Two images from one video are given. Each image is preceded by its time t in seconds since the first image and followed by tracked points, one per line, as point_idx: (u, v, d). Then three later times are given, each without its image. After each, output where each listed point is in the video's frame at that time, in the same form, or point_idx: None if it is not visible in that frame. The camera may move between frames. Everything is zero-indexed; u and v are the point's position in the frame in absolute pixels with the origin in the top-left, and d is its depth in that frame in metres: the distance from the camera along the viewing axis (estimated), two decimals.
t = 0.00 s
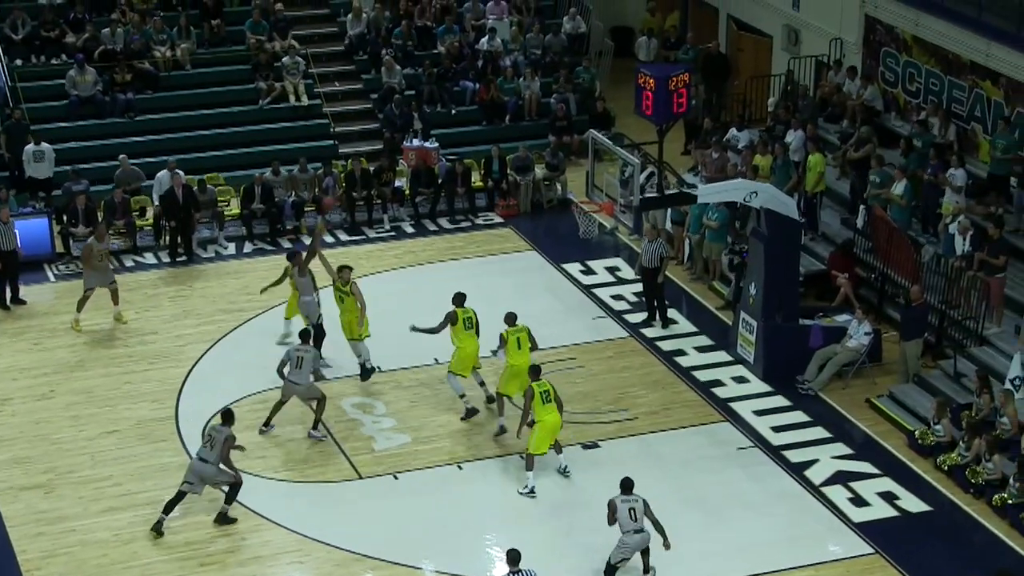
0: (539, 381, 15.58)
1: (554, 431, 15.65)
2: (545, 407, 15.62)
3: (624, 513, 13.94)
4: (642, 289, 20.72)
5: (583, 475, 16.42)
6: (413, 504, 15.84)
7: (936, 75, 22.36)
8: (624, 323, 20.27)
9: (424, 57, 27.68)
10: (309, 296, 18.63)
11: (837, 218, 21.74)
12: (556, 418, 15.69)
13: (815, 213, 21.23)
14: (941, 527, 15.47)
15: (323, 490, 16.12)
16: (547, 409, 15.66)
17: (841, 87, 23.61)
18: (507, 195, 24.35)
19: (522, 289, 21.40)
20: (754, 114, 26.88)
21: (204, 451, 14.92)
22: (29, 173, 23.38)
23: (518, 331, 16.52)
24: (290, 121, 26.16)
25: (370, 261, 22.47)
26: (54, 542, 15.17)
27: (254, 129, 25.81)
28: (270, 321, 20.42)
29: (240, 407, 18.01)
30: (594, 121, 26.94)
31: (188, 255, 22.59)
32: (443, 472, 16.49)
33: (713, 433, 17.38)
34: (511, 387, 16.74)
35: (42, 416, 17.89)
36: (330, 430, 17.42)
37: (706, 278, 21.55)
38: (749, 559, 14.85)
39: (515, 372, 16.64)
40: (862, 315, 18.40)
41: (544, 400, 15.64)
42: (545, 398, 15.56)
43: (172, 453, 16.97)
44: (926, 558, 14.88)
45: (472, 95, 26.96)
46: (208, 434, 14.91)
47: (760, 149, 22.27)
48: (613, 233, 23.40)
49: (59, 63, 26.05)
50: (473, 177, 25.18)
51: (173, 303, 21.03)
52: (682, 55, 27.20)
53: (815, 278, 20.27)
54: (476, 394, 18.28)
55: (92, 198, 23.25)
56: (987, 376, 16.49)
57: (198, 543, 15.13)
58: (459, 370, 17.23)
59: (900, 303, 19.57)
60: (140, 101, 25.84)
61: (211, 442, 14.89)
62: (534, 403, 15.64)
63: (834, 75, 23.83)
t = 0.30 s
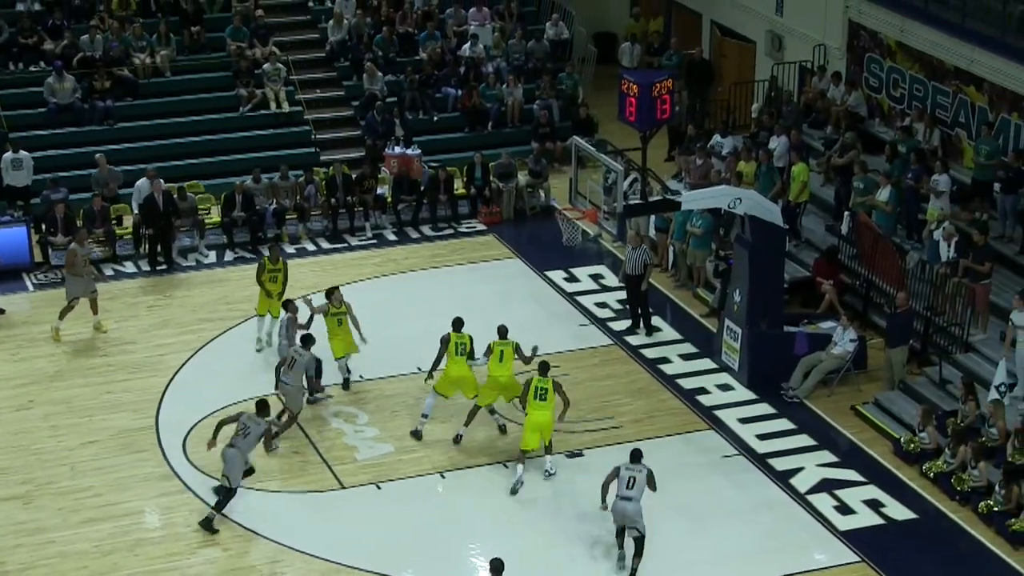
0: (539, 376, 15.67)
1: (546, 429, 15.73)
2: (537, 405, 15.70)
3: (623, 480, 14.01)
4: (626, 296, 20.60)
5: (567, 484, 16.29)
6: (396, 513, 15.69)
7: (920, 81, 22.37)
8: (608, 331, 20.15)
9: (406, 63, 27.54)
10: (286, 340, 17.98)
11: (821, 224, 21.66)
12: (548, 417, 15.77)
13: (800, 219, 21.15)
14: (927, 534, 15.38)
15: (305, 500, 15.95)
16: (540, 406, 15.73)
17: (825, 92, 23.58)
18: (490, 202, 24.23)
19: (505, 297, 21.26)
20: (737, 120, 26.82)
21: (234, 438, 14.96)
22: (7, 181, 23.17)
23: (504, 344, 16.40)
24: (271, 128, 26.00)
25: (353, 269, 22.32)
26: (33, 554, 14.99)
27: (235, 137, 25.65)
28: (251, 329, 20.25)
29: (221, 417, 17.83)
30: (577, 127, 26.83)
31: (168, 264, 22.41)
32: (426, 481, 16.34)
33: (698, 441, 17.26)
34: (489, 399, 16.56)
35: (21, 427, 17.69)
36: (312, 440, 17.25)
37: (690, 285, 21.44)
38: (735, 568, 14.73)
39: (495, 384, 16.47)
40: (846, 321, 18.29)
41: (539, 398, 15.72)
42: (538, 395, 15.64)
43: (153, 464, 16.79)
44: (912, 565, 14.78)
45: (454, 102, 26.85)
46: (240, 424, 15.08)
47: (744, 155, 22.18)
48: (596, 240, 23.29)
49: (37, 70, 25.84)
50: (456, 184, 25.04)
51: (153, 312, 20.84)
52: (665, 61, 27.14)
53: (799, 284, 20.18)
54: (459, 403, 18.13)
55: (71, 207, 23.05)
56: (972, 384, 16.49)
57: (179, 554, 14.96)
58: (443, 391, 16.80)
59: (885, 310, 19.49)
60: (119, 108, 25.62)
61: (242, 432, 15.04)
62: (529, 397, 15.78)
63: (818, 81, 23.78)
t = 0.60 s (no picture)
0: (542, 368, 15.99)
1: (550, 421, 15.95)
2: (538, 396, 16.00)
3: (621, 447, 14.77)
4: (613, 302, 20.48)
5: (554, 491, 16.15)
6: (382, 521, 15.54)
7: (908, 85, 22.32)
8: (595, 337, 20.03)
9: (391, 68, 27.40)
10: (238, 340, 17.68)
11: (809, 229, 21.59)
12: (551, 409, 15.99)
13: (787, 224, 21.06)
14: (916, 540, 15.29)
15: (290, 508, 15.80)
16: (544, 398, 16.00)
17: (812, 96, 23.53)
18: (476, 208, 24.11)
19: (491, 303, 21.12)
20: (724, 124, 26.75)
21: (280, 424, 15.35)
22: None
23: (513, 334, 16.63)
24: (255, 133, 25.84)
25: (337, 275, 22.17)
26: (14, 564, 14.81)
27: (218, 142, 25.49)
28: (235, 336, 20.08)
29: (205, 424, 17.67)
30: (563, 132, 26.72)
31: (152, 271, 22.23)
32: (412, 488, 16.20)
33: (685, 448, 17.14)
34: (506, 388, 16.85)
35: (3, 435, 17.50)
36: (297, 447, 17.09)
37: (678, 290, 21.33)
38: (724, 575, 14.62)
39: (508, 373, 16.73)
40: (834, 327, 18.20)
41: (541, 388, 16.01)
42: (540, 386, 15.95)
43: (136, 472, 16.62)
44: (902, 572, 14.68)
45: (439, 106, 26.74)
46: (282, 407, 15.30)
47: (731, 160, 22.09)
48: (583, 245, 23.17)
49: (19, 75, 25.63)
50: (442, 190, 24.91)
51: (137, 319, 20.67)
52: (652, 65, 27.07)
53: (787, 290, 20.08)
54: (445, 410, 17.98)
55: (53, 212, 22.85)
56: (961, 390, 16.32)
57: (163, 563, 14.80)
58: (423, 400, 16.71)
59: (873, 315, 19.42)
60: (101, 114, 25.47)
61: (287, 416, 15.30)
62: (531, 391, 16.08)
63: (804, 85, 23.70)
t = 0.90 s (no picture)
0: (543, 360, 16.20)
1: (557, 410, 16.24)
2: (544, 387, 16.23)
3: (619, 411, 15.50)
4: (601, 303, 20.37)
5: (542, 494, 16.04)
6: (369, 524, 15.41)
7: (896, 84, 22.24)
8: (584, 339, 19.92)
9: (377, 68, 27.26)
10: (179, 334, 17.52)
11: (799, 230, 21.51)
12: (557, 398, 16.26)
13: (776, 224, 20.97)
14: (906, 542, 15.20)
15: (277, 511, 15.66)
16: (549, 389, 16.26)
17: (801, 96, 23.45)
18: (463, 209, 23.98)
19: (478, 305, 21.00)
20: (713, 125, 26.66)
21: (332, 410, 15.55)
22: None
23: (514, 340, 16.55)
24: (240, 135, 25.69)
25: (324, 276, 22.03)
26: None
27: (203, 143, 25.33)
28: (221, 339, 19.93)
29: (190, 427, 17.52)
30: (550, 133, 26.60)
31: (136, 273, 22.07)
32: (400, 491, 16.07)
33: (675, 449, 17.04)
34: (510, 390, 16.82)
35: None
36: (283, 450, 16.95)
37: (666, 291, 21.22)
38: None
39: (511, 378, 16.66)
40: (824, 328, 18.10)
41: (546, 379, 16.24)
42: (545, 377, 16.19)
43: (121, 475, 16.47)
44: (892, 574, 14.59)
45: (426, 107, 26.61)
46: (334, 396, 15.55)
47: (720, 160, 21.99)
48: (571, 246, 23.07)
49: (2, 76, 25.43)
50: (428, 191, 24.78)
51: (123, 321, 20.51)
52: (639, 65, 26.97)
53: (776, 291, 19.99)
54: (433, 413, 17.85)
55: (36, 214, 22.67)
56: (951, 390, 16.21)
57: (149, 568, 14.65)
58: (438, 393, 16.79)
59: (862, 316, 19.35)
60: (85, 115, 25.31)
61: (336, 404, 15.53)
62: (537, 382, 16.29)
63: (792, 85, 23.61)
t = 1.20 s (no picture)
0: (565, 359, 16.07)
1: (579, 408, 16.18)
2: (568, 385, 16.15)
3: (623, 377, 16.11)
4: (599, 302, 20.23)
5: (539, 493, 15.91)
6: (365, 524, 15.28)
7: (895, 81, 22.11)
8: (581, 337, 19.79)
9: (372, 65, 27.11)
10: (123, 321, 17.76)
11: (797, 228, 21.39)
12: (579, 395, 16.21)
13: (775, 221, 20.85)
14: (905, 542, 15.08)
15: (272, 511, 15.53)
16: (572, 387, 16.17)
17: (799, 93, 23.33)
18: (459, 206, 23.83)
19: (474, 302, 20.87)
20: (710, 122, 26.53)
21: (367, 397, 15.91)
22: None
23: (529, 316, 16.79)
24: (234, 132, 25.54)
25: (319, 274, 21.89)
26: None
27: (197, 141, 25.18)
28: (215, 337, 19.79)
29: (184, 426, 17.38)
30: (547, 130, 26.46)
31: (130, 271, 21.93)
32: (396, 490, 15.95)
33: (672, 449, 16.91)
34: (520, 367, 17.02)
35: None
36: (277, 450, 16.81)
37: (663, 289, 21.09)
38: None
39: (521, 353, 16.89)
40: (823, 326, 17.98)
41: (568, 378, 16.15)
42: (568, 376, 16.10)
43: (114, 475, 16.33)
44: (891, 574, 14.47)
45: (422, 104, 26.46)
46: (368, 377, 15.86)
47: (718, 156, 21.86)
48: (567, 244, 22.94)
49: None
50: (424, 189, 24.65)
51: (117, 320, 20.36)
52: (636, 62, 26.83)
53: (774, 289, 19.87)
54: (429, 412, 17.72)
55: (29, 212, 22.51)
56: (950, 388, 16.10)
57: (142, 568, 14.52)
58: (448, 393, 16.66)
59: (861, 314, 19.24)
60: (78, 112, 25.16)
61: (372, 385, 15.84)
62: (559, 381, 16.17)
63: (791, 81, 23.48)
